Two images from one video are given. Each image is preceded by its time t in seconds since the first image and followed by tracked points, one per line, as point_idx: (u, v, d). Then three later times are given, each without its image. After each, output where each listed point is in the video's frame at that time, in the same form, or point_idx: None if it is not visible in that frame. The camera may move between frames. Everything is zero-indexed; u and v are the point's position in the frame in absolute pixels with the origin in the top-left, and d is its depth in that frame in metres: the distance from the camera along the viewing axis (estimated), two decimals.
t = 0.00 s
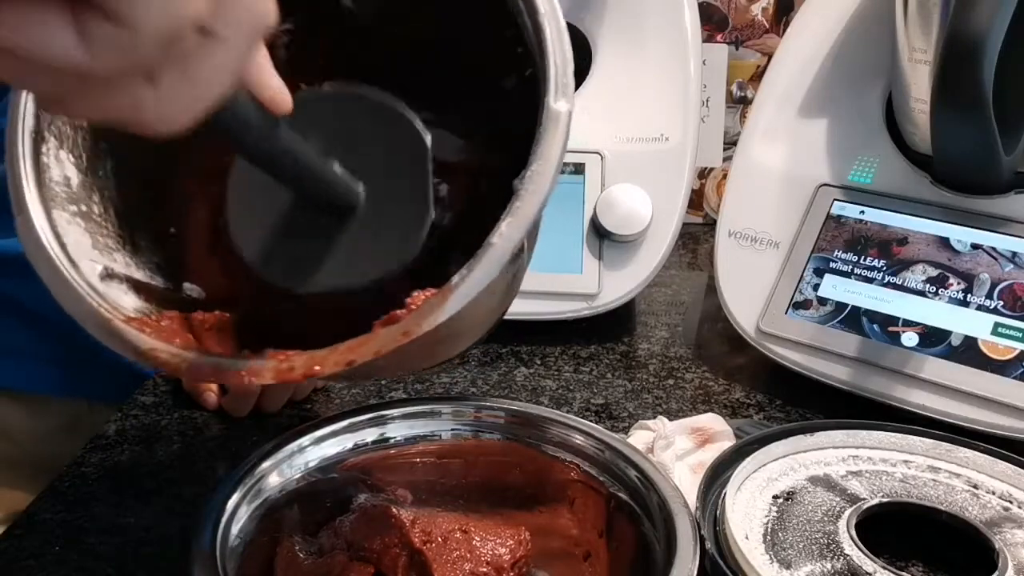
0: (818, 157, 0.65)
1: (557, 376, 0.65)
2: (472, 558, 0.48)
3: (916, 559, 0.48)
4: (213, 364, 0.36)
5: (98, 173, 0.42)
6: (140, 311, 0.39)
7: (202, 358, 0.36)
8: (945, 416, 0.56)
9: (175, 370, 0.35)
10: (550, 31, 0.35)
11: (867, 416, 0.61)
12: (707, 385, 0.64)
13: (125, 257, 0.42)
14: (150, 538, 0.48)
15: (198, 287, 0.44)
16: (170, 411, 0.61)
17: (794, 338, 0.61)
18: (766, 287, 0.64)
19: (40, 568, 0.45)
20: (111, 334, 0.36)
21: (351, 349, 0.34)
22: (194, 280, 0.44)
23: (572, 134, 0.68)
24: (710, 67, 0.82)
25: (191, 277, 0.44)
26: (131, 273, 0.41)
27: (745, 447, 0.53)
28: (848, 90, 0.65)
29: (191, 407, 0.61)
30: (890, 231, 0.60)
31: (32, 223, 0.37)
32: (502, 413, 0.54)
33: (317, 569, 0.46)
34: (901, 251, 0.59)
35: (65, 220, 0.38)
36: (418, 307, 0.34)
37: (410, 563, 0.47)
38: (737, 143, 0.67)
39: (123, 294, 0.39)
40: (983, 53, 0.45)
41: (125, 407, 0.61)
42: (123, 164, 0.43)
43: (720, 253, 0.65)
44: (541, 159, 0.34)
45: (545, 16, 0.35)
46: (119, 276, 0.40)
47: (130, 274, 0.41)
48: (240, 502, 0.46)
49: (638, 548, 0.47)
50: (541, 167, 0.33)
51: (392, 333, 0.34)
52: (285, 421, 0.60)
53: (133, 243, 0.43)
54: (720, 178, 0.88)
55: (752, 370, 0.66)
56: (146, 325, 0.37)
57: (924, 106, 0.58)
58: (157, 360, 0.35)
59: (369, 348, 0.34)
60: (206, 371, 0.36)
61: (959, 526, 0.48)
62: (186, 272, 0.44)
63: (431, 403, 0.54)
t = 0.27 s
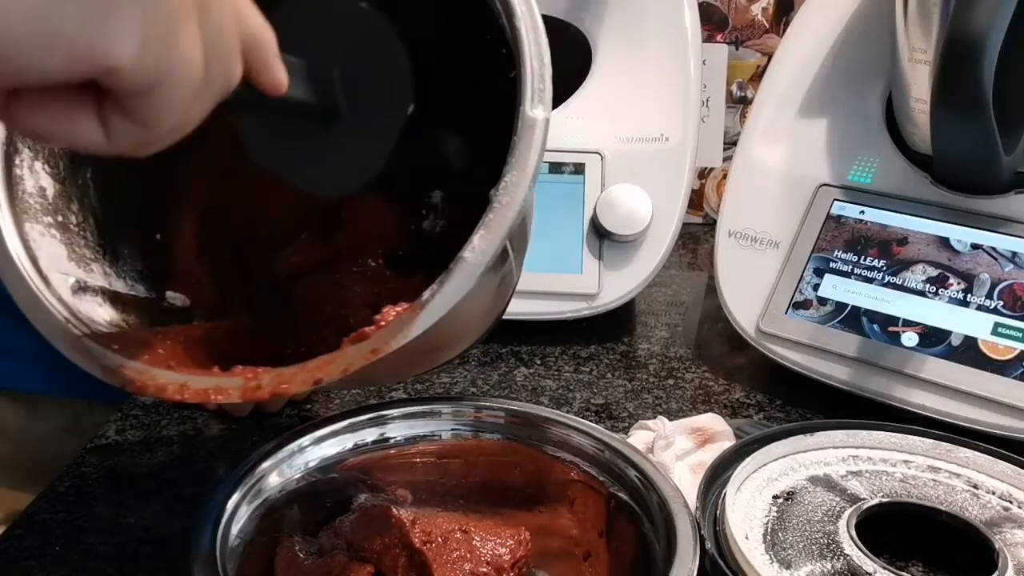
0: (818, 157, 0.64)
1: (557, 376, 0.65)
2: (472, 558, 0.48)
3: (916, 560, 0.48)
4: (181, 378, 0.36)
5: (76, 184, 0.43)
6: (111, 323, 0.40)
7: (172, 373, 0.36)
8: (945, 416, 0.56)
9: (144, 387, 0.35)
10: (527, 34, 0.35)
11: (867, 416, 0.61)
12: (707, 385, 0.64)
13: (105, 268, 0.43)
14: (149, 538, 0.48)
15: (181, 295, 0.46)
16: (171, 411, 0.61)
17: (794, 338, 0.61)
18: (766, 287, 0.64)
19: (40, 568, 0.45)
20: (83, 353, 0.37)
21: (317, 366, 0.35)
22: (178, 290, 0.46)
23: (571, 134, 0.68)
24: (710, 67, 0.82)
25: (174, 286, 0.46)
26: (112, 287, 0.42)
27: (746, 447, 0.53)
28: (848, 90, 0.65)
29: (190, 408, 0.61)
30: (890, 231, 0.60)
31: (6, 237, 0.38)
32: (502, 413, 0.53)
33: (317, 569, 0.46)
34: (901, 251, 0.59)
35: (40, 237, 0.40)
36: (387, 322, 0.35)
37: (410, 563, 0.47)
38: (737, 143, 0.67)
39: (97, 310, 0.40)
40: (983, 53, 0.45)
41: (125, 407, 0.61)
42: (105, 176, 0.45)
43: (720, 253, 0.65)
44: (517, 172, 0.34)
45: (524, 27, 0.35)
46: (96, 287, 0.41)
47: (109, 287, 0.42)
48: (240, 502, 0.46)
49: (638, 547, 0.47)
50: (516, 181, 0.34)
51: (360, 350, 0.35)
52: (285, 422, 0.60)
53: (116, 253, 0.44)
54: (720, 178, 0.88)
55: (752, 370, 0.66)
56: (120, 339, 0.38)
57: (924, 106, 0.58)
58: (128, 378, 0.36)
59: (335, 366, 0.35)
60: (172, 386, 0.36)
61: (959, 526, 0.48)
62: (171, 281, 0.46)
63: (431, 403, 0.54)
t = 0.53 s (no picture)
0: (818, 157, 0.64)
1: (557, 376, 0.65)
2: (472, 558, 0.48)
3: (916, 560, 0.48)
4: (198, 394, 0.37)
5: (88, 181, 0.42)
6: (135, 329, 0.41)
7: (190, 388, 0.37)
8: (945, 416, 0.56)
9: (163, 403, 0.36)
10: (531, 55, 0.34)
11: (867, 416, 0.61)
12: (707, 385, 0.64)
13: (121, 263, 0.43)
14: (149, 538, 0.48)
15: (196, 283, 0.46)
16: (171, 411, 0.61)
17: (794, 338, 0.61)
18: (766, 287, 0.64)
19: (40, 568, 0.45)
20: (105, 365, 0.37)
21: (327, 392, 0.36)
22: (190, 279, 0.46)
23: (571, 134, 0.68)
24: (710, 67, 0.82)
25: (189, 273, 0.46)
26: (129, 287, 0.43)
27: (746, 447, 0.53)
28: (848, 91, 0.65)
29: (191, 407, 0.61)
30: (890, 231, 0.60)
31: (25, 245, 0.38)
32: (502, 413, 0.53)
33: (317, 569, 0.46)
34: (901, 251, 0.59)
35: (58, 242, 0.40)
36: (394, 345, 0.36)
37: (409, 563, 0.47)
38: (737, 143, 0.67)
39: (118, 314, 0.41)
40: (982, 53, 0.45)
41: (125, 407, 0.61)
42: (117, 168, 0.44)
43: (720, 253, 0.66)
44: (520, 198, 0.34)
45: (527, 39, 0.34)
46: (114, 288, 0.42)
47: (127, 286, 0.43)
48: (240, 502, 0.46)
49: (637, 547, 0.47)
50: (520, 207, 0.34)
51: (369, 374, 0.36)
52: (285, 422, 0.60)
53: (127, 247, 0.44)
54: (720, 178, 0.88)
55: (752, 370, 0.66)
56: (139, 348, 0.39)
57: (924, 107, 0.58)
58: (148, 393, 0.37)
59: (345, 389, 0.36)
60: (190, 402, 0.37)
61: (959, 526, 0.48)
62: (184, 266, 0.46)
63: (431, 403, 0.54)
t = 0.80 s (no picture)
0: (818, 157, 0.64)
1: (557, 376, 0.65)
2: (472, 558, 0.48)
3: (916, 560, 0.48)
4: (191, 397, 0.37)
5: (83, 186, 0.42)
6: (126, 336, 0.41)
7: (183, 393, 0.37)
8: (945, 416, 0.56)
9: (157, 406, 0.36)
10: (531, 52, 0.34)
11: (867, 417, 0.61)
12: (707, 385, 0.64)
13: (113, 272, 0.43)
14: (149, 538, 0.48)
15: (190, 294, 0.46)
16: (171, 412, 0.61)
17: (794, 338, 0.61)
18: (766, 287, 0.64)
19: (40, 568, 0.45)
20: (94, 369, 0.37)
21: (325, 392, 0.36)
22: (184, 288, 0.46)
23: (571, 134, 0.68)
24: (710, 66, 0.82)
25: (184, 284, 0.46)
26: (125, 294, 0.43)
27: (746, 447, 0.53)
28: (848, 90, 0.65)
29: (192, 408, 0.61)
30: (890, 231, 0.60)
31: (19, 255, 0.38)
32: (502, 413, 0.53)
33: (317, 569, 0.46)
34: (901, 251, 0.59)
35: (49, 245, 0.40)
36: (394, 345, 0.35)
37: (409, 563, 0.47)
38: (737, 143, 0.67)
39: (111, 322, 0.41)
40: (982, 53, 0.45)
41: (124, 408, 0.61)
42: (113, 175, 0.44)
43: (720, 252, 0.66)
44: (522, 197, 0.34)
45: (525, 39, 0.34)
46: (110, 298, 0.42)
47: (120, 294, 0.43)
48: (240, 502, 0.46)
49: (638, 547, 0.47)
50: (522, 206, 0.34)
51: (368, 375, 0.35)
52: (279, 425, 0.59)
53: (123, 255, 0.44)
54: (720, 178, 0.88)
55: (752, 370, 0.66)
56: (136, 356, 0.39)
57: (924, 106, 0.58)
58: (140, 397, 0.37)
59: (345, 390, 0.36)
60: (183, 406, 0.36)
61: (959, 526, 0.48)
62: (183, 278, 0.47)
63: (431, 403, 0.54)
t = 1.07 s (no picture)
0: (818, 157, 0.64)
1: (557, 376, 0.65)
2: (472, 558, 0.48)
3: (916, 560, 0.48)
4: (154, 416, 0.37)
5: (60, 197, 0.42)
6: (95, 350, 0.41)
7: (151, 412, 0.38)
8: (945, 416, 0.56)
9: (122, 425, 0.37)
10: (516, 68, 0.33)
11: (867, 417, 0.61)
12: (707, 385, 0.64)
13: (88, 281, 0.43)
14: (149, 538, 0.48)
15: (168, 301, 0.47)
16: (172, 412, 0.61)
17: (794, 338, 0.61)
18: (766, 287, 0.64)
19: (40, 568, 0.45)
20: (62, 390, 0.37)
21: (293, 417, 0.36)
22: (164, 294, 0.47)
23: (571, 134, 0.68)
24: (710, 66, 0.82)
25: (162, 293, 0.47)
26: (98, 304, 0.43)
27: (746, 447, 0.53)
28: (849, 91, 0.65)
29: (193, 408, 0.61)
30: (890, 231, 0.60)
31: None
32: (502, 413, 0.53)
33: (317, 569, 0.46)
34: (901, 251, 0.59)
35: (25, 259, 0.39)
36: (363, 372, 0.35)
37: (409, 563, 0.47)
38: (737, 143, 0.67)
39: (83, 335, 0.41)
40: (982, 53, 0.45)
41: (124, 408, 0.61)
42: (92, 185, 0.44)
43: (720, 253, 0.66)
44: (500, 219, 0.33)
45: (512, 54, 0.33)
46: (83, 308, 0.42)
47: (94, 304, 0.43)
48: (240, 502, 0.46)
49: (638, 548, 0.47)
50: (500, 228, 0.33)
51: (335, 402, 0.36)
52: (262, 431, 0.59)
53: (100, 262, 0.44)
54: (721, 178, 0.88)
55: (752, 370, 0.66)
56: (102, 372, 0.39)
57: (924, 106, 0.58)
58: (105, 416, 0.37)
59: (311, 416, 0.36)
60: (146, 426, 0.37)
61: (959, 526, 0.48)
62: (160, 285, 0.47)
63: (431, 403, 0.54)
